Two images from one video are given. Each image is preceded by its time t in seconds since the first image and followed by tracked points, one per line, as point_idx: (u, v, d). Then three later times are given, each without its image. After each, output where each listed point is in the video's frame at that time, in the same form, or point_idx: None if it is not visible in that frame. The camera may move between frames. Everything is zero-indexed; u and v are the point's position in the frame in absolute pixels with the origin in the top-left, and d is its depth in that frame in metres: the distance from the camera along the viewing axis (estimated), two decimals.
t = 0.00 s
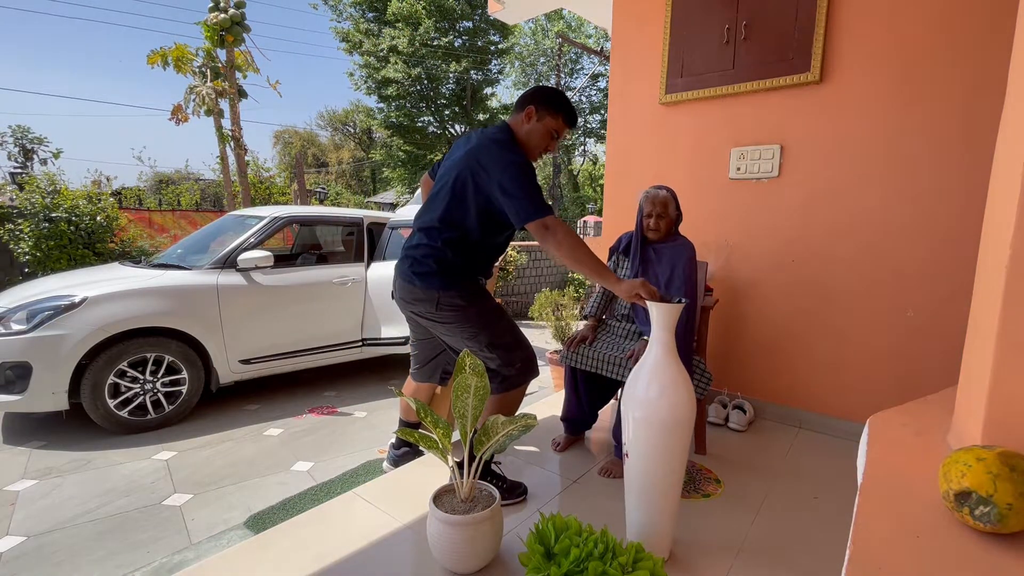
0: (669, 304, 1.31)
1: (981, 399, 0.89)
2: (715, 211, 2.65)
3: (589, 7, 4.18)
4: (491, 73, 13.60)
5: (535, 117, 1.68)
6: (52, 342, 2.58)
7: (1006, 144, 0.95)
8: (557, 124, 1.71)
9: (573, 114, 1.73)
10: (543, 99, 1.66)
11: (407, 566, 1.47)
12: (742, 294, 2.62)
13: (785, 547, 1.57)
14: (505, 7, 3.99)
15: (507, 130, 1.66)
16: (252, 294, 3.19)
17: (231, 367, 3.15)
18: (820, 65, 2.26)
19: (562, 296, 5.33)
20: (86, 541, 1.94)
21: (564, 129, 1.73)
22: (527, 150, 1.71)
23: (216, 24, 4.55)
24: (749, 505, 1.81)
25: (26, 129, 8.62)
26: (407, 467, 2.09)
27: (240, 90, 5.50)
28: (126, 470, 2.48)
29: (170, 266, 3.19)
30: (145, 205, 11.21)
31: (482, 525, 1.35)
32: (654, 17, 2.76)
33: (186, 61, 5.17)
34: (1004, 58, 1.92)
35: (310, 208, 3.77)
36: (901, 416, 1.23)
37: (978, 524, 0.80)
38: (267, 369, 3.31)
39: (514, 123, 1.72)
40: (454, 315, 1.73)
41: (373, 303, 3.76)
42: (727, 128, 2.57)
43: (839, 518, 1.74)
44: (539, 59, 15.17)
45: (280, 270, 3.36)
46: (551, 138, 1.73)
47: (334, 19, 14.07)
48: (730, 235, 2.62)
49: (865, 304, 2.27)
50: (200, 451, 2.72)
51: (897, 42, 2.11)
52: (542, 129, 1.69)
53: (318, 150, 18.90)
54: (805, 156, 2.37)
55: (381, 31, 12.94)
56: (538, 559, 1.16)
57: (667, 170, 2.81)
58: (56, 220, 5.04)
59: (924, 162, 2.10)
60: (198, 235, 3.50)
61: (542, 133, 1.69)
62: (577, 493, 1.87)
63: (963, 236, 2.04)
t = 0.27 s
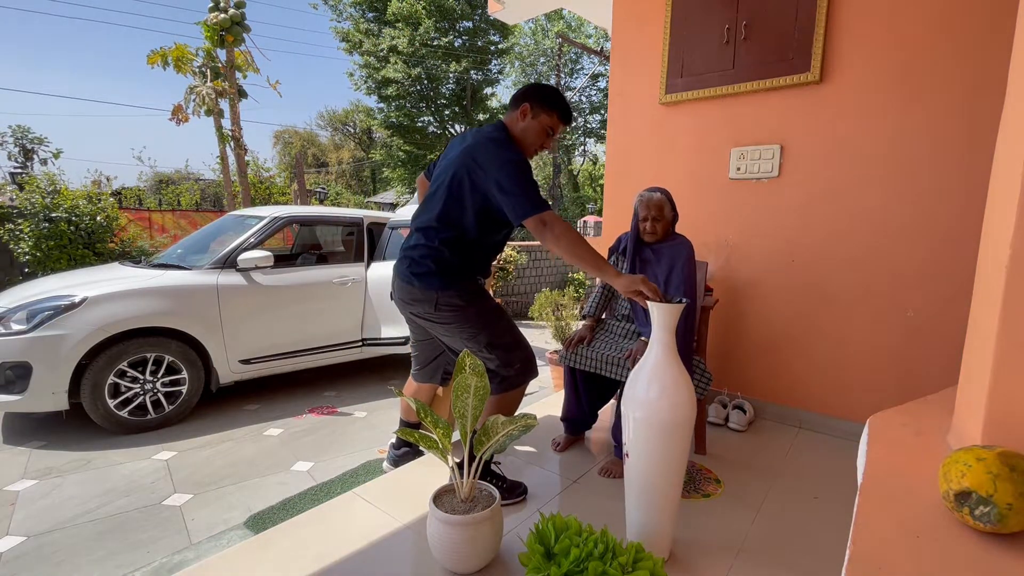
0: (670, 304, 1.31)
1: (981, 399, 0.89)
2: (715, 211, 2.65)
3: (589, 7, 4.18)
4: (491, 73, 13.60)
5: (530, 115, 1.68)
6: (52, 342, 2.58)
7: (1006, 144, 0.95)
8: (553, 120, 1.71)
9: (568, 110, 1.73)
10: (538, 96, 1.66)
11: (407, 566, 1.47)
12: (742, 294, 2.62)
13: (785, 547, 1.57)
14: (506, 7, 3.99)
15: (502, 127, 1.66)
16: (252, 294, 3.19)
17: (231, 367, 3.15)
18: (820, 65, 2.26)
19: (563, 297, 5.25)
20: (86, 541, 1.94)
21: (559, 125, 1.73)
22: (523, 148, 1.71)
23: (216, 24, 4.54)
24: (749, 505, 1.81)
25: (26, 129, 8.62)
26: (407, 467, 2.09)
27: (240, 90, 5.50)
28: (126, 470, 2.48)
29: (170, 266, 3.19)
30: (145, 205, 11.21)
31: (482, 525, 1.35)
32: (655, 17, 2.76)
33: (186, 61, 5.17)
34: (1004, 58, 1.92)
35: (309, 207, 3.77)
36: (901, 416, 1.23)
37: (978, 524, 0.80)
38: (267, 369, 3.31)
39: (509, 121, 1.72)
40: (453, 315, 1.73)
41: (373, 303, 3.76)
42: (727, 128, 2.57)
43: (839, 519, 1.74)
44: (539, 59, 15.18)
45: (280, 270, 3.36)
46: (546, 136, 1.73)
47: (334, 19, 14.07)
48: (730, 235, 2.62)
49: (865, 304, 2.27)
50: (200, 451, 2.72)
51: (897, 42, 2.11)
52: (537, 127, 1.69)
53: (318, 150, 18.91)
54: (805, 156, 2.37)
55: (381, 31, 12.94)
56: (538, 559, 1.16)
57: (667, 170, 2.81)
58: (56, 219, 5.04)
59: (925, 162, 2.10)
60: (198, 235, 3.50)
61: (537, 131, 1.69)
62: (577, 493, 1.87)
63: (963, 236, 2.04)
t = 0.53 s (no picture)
0: (669, 304, 1.31)
1: (981, 399, 0.89)
2: (716, 211, 2.65)
3: (589, 7, 4.18)
4: (491, 73, 13.60)
5: (525, 109, 1.68)
6: (52, 342, 2.58)
7: (1006, 143, 0.95)
8: (547, 113, 1.71)
9: (563, 103, 1.73)
10: (532, 91, 1.66)
11: (407, 566, 1.47)
12: (742, 294, 2.62)
13: (786, 547, 1.57)
14: (505, 7, 3.98)
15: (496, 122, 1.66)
16: (252, 294, 3.18)
17: (231, 367, 3.15)
18: (820, 65, 2.26)
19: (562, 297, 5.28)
20: (86, 541, 1.94)
21: (553, 118, 1.73)
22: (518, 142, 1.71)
23: (216, 24, 4.54)
24: (749, 505, 1.81)
25: (26, 129, 8.61)
26: (407, 467, 2.09)
27: (240, 90, 5.50)
28: (126, 470, 2.48)
29: (170, 266, 3.19)
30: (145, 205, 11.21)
31: (482, 525, 1.35)
32: (655, 17, 2.76)
33: (186, 61, 5.17)
34: (1004, 58, 1.92)
35: (309, 207, 3.77)
36: (901, 416, 1.23)
37: (978, 524, 0.80)
38: (267, 369, 3.31)
39: (504, 116, 1.72)
40: (454, 315, 1.73)
41: (373, 303, 3.76)
42: (727, 128, 2.57)
43: (839, 518, 1.74)
44: (539, 59, 15.18)
45: (280, 270, 3.36)
46: (541, 129, 1.73)
47: (334, 19, 14.07)
48: (730, 235, 2.62)
49: (865, 304, 2.27)
50: (200, 451, 2.72)
51: (897, 42, 2.11)
52: (532, 120, 1.69)
53: (318, 150, 18.91)
54: (805, 156, 2.37)
55: (381, 31, 12.94)
56: (538, 559, 1.16)
57: (667, 170, 2.81)
58: (56, 220, 5.04)
59: (925, 162, 2.10)
60: (198, 235, 3.50)
61: (532, 125, 1.69)
62: (577, 493, 1.87)
63: (963, 236, 2.04)
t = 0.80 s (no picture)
0: (669, 304, 1.31)
1: (981, 400, 0.89)
2: (716, 211, 2.65)
3: (589, 8, 4.18)
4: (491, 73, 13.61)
5: (509, 97, 1.69)
6: (52, 342, 2.58)
7: (1006, 143, 0.95)
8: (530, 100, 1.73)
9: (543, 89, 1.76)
10: (516, 78, 1.68)
11: (407, 566, 1.47)
12: (742, 294, 2.62)
13: (786, 547, 1.57)
14: (505, 7, 3.98)
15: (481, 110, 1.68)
16: (252, 294, 3.18)
17: (231, 367, 3.15)
18: (820, 65, 2.26)
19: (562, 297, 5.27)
20: (86, 541, 1.94)
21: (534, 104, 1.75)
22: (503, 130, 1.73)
23: (216, 24, 4.55)
24: (749, 505, 1.81)
25: (26, 129, 8.61)
26: (407, 467, 2.09)
27: (240, 90, 5.49)
28: (126, 470, 2.48)
29: (170, 266, 3.19)
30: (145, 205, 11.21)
31: (482, 525, 1.35)
32: (655, 17, 2.76)
33: (186, 61, 5.17)
34: (1004, 59, 1.92)
35: (309, 207, 3.77)
36: (901, 416, 1.23)
37: (978, 524, 0.80)
38: (267, 369, 3.31)
39: (488, 105, 1.72)
40: (455, 307, 1.73)
41: (373, 303, 3.76)
42: (728, 128, 2.57)
43: (840, 519, 1.73)
44: (539, 59, 15.18)
45: (280, 270, 3.36)
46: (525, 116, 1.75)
47: (334, 19, 14.06)
48: (730, 235, 2.62)
49: (865, 304, 2.27)
50: (200, 451, 2.72)
51: (897, 42, 2.11)
52: (517, 108, 1.71)
53: (318, 150, 18.91)
54: (805, 156, 2.37)
55: (381, 31, 12.94)
56: (538, 559, 1.16)
57: (667, 170, 2.81)
58: (56, 219, 5.05)
59: (925, 162, 2.10)
60: (198, 235, 3.50)
61: (517, 112, 1.71)
62: (577, 493, 1.87)
63: (964, 236, 2.04)
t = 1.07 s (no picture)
0: (669, 304, 1.31)
1: (981, 400, 0.89)
2: (716, 211, 2.65)
3: (588, 8, 4.18)
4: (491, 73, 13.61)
5: (473, 103, 1.82)
6: (52, 342, 2.58)
7: (1006, 143, 0.95)
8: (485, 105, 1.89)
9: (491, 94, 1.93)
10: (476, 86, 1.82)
11: (407, 565, 1.47)
12: (742, 294, 2.62)
13: (786, 547, 1.57)
14: (505, 7, 3.98)
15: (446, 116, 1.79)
16: (252, 294, 3.18)
17: (231, 367, 3.15)
18: (820, 65, 2.26)
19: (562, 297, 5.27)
20: (86, 541, 1.94)
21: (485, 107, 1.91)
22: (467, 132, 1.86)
23: (216, 24, 4.55)
24: (749, 505, 1.81)
25: (26, 129, 8.61)
26: (406, 467, 2.08)
27: (240, 90, 5.49)
28: (126, 470, 2.48)
29: (170, 266, 3.19)
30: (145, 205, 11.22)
31: (482, 525, 1.35)
32: (655, 17, 2.76)
33: (186, 61, 5.17)
34: (1004, 59, 1.92)
35: (309, 207, 3.76)
36: (901, 416, 1.23)
37: (978, 524, 0.80)
38: (266, 370, 3.31)
39: (452, 111, 1.82)
40: (456, 305, 1.77)
41: (373, 303, 3.76)
42: (728, 128, 2.57)
43: (840, 519, 1.73)
44: (539, 59, 15.18)
45: (280, 270, 3.36)
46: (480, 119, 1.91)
47: (334, 19, 14.06)
48: (731, 235, 2.62)
49: (865, 304, 2.27)
50: (200, 451, 2.72)
51: (897, 42, 2.11)
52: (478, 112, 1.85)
53: (318, 150, 18.92)
54: (805, 156, 2.37)
55: (381, 31, 12.94)
56: (538, 559, 1.16)
57: (668, 170, 2.81)
58: (56, 219, 5.05)
59: (925, 162, 2.10)
60: (198, 235, 3.50)
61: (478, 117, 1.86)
62: (577, 493, 1.87)
63: (963, 236, 2.04)
